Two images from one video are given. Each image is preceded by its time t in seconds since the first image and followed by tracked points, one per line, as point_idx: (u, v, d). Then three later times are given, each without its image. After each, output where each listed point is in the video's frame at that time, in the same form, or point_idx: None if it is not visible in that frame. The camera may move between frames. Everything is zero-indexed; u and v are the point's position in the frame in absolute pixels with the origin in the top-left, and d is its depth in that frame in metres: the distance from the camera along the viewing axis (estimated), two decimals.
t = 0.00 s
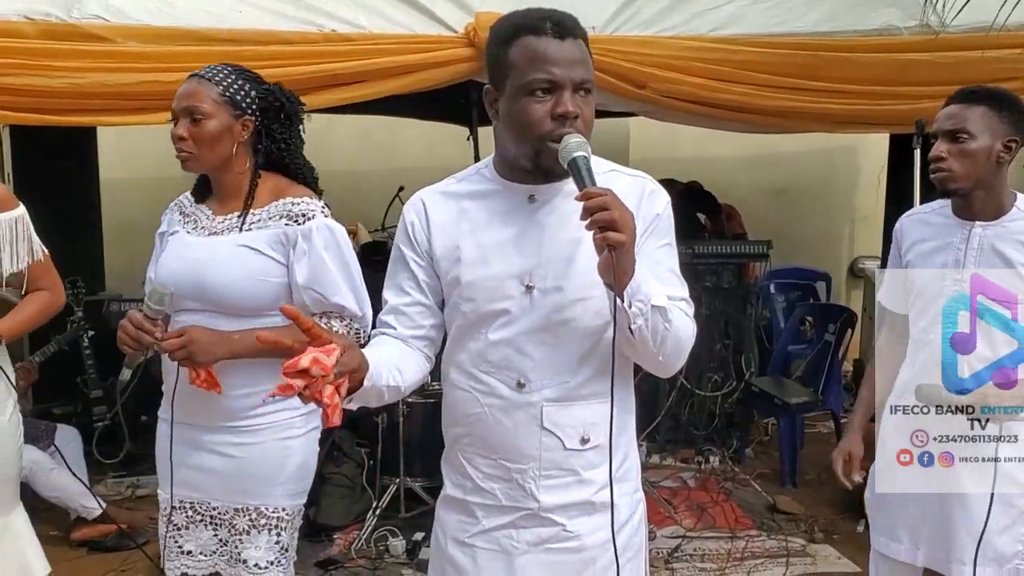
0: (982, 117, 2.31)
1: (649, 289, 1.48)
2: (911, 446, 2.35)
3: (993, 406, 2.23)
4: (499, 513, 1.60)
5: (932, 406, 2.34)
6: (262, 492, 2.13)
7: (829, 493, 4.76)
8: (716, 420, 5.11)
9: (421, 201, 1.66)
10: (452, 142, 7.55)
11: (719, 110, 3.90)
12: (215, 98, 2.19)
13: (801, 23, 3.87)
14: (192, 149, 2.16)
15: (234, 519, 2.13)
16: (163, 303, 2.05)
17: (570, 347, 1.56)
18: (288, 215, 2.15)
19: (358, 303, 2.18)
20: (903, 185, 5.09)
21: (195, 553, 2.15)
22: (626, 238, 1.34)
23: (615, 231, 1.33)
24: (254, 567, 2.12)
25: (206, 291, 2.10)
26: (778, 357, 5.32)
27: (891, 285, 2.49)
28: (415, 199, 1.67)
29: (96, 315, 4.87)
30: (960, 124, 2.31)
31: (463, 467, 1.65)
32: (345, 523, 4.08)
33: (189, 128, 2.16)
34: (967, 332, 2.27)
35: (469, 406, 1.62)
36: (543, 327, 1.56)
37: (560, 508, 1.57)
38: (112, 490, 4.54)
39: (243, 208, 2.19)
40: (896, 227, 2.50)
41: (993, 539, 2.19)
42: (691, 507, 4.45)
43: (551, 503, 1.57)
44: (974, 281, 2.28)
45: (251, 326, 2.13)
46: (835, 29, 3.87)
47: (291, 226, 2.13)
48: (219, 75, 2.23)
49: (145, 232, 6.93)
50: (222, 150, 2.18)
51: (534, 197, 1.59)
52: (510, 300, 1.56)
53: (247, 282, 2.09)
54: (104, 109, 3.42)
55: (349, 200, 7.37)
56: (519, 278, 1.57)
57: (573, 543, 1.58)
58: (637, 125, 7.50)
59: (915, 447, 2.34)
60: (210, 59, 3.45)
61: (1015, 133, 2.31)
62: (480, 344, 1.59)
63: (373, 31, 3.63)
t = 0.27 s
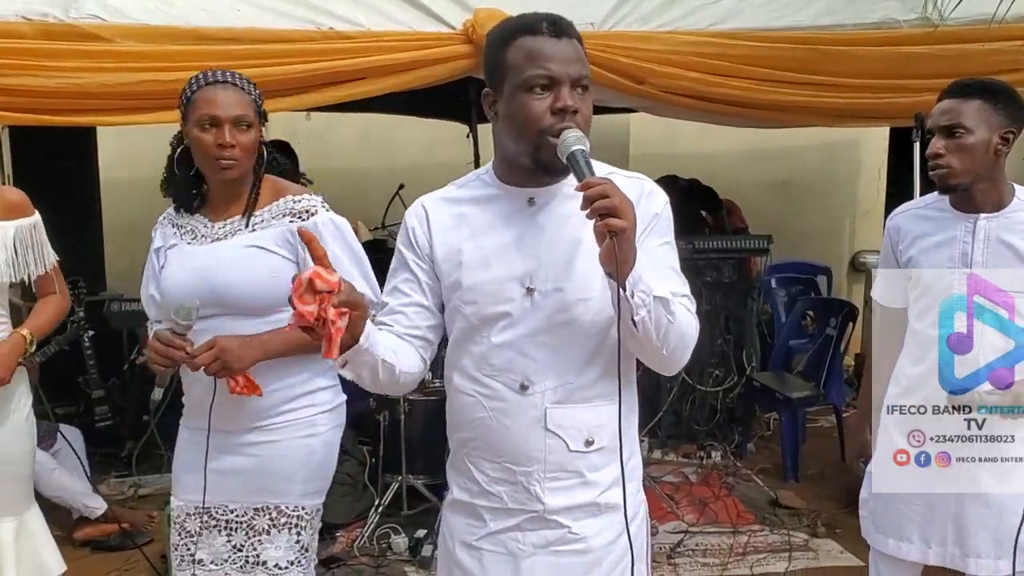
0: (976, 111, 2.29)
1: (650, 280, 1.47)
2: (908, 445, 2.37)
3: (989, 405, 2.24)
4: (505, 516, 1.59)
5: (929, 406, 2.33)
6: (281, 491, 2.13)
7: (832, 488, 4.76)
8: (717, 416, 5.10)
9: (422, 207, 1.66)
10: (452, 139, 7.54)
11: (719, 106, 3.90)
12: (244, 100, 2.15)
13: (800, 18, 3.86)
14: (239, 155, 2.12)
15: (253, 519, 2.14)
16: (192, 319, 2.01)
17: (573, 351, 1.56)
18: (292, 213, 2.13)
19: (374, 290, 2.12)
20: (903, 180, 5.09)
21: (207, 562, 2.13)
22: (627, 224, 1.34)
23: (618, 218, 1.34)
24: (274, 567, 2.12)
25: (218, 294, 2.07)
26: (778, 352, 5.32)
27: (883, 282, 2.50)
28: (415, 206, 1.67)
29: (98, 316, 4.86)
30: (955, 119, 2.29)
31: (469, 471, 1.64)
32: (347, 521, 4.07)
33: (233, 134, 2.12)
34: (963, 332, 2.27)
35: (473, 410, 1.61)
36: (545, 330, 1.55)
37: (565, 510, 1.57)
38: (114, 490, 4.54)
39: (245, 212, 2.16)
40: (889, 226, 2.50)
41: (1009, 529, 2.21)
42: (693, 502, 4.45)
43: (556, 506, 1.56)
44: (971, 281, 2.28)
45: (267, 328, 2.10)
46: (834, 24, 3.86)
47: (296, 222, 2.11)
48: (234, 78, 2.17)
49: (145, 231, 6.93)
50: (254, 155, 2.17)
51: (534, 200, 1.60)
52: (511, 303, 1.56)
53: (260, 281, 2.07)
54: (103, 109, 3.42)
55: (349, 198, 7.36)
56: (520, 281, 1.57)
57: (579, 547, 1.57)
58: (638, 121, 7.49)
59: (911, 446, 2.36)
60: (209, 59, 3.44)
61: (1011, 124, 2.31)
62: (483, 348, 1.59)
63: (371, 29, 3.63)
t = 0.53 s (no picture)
0: (965, 106, 2.30)
1: (643, 262, 1.44)
2: (905, 446, 2.38)
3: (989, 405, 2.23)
4: (509, 504, 1.60)
5: (926, 407, 2.34)
6: (306, 487, 2.14)
7: (833, 484, 4.77)
8: (719, 413, 5.10)
9: (421, 190, 1.67)
10: (451, 138, 7.54)
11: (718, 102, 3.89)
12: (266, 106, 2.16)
13: (799, 14, 3.86)
14: (267, 158, 2.13)
15: (275, 517, 2.13)
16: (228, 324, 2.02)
17: (572, 342, 1.56)
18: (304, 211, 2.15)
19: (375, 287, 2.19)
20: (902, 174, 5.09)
21: (226, 566, 2.09)
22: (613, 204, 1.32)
23: (603, 198, 1.32)
24: (302, 562, 2.12)
25: (242, 295, 2.07)
26: (779, 349, 5.32)
27: (885, 283, 2.49)
28: (414, 190, 1.67)
29: (98, 318, 4.86)
30: (943, 115, 2.31)
31: (472, 460, 1.64)
32: (350, 521, 4.07)
33: (263, 137, 2.12)
34: (961, 332, 2.28)
35: (475, 401, 1.61)
36: (541, 317, 1.55)
37: (567, 497, 1.57)
38: (117, 492, 4.54)
39: (254, 211, 2.15)
40: (892, 221, 2.49)
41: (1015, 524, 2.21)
42: (696, 500, 4.46)
43: (559, 492, 1.56)
44: (967, 280, 2.29)
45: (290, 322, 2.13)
46: (833, 20, 3.86)
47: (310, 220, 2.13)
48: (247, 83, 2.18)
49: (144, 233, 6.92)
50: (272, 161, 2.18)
51: (531, 189, 1.60)
52: (509, 290, 1.56)
53: (285, 278, 2.09)
54: (102, 111, 3.41)
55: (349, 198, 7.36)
56: (514, 268, 1.56)
57: (582, 532, 1.57)
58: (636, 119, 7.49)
59: (908, 446, 2.38)
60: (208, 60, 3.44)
61: (1001, 117, 2.31)
62: (481, 336, 1.58)
63: (369, 29, 3.62)
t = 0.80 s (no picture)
0: (956, 110, 2.28)
1: (632, 288, 1.45)
2: (904, 446, 2.41)
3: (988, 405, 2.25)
4: (505, 509, 1.60)
5: (924, 405, 2.38)
6: (306, 485, 2.17)
7: (836, 486, 4.76)
8: (721, 415, 5.10)
9: (428, 200, 1.66)
10: (452, 140, 7.54)
11: (719, 104, 3.89)
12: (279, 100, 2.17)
13: (801, 16, 3.86)
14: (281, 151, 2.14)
15: (276, 516, 2.14)
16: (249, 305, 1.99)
17: (570, 345, 1.55)
18: (313, 210, 2.19)
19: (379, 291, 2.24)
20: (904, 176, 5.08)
21: (230, 562, 2.10)
22: (598, 239, 1.36)
23: (590, 233, 1.35)
24: (304, 558, 2.16)
25: (256, 288, 2.07)
26: (781, 351, 5.29)
27: (901, 281, 2.48)
28: (422, 198, 1.67)
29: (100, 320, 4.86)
30: (935, 120, 2.29)
31: (470, 465, 1.65)
32: (352, 523, 4.05)
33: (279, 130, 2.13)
34: (960, 332, 2.27)
35: (475, 405, 1.62)
36: (538, 328, 1.55)
37: (564, 503, 1.57)
38: (118, 494, 4.54)
39: (265, 205, 2.17)
40: (903, 221, 2.50)
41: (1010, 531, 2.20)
42: (698, 502, 4.44)
43: (555, 499, 1.56)
44: (967, 281, 2.28)
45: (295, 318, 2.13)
46: (834, 21, 3.85)
47: (319, 219, 2.18)
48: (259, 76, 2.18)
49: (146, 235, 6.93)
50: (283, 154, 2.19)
51: (535, 198, 1.59)
52: (509, 298, 1.56)
53: (296, 273, 2.10)
54: (103, 114, 3.41)
55: (350, 200, 7.36)
56: (514, 277, 1.56)
57: (578, 539, 1.58)
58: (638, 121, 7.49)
59: (907, 446, 2.41)
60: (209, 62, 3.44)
61: (996, 119, 2.27)
62: (483, 343, 1.59)
63: (371, 31, 3.62)
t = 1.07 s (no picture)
0: (941, 120, 2.37)
1: (627, 308, 1.47)
2: (901, 446, 2.47)
3: (981, 406, 2.33)
4: (505, 510, 1.61)
5: (921, 406, 2.45)
6: (287, 498, 2.16)
7: (838, 488, 4.77)
8: (723, 417, 5.10)
9: (430, 210, 1.66)
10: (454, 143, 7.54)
11: (719, 108, 3.90)
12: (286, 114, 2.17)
13: (801, 19, 3.87)
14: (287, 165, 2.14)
15: (256, 528, 2.14)
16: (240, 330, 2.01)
17: (570, 347, 1.56)
18: (319, 233, 2.20)
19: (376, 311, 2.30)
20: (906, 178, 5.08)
21: (207, 572, 2.11)
22: (587, 272, 1.37)
23: (579, 266, 1.36)
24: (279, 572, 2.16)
25: (253, 308, 2.08)
26: (784, 353, 5.25)
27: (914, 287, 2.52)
28: (424, 208, 1.68)
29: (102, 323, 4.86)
30: (923, 131, 2.40)
31: (470, 466, 1.66)
32: (353, 526, 4.06)
33: (285, 144, 2.13)
34: (956, 332, 2.37)
35: (476, 407, 1.63)
36: (539, 333, 1.56)
37: (563, 505, 1.58)
38: (120, 497, 4.55)
39: (270, 224, 2.18)
40: (913, 225, 2.59)
41: (1004, 530, 2.28)
42: (700, 504, 4.44)
43: (555, 500, 1.58)
44: (962, 281, 2.38)
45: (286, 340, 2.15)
46: (835, 24, 3.86)
47: (324, 244, 2.19)
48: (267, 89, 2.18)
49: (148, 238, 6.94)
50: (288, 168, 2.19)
51: (535, 208, 1.60)
52: (513, 307, 1.57)
53: (295, 297, 2.12)
54: (104, 117, 3.42)
55: (352, 203, 7.37)
56: (518, 285, 1.57)
57: (574, 539, 1.59)
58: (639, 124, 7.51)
59: (904, 447, 2.47)
60: (211, 66, 3.45)
61: (985, 126, 2.34)
62: (485, 348, 1.60)
63: (372, 34, 3.63)
